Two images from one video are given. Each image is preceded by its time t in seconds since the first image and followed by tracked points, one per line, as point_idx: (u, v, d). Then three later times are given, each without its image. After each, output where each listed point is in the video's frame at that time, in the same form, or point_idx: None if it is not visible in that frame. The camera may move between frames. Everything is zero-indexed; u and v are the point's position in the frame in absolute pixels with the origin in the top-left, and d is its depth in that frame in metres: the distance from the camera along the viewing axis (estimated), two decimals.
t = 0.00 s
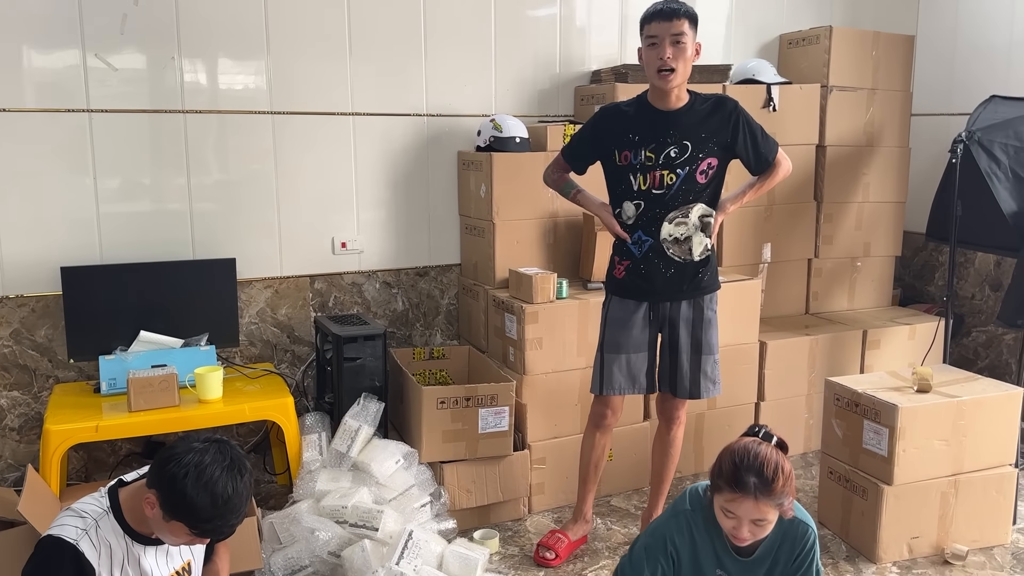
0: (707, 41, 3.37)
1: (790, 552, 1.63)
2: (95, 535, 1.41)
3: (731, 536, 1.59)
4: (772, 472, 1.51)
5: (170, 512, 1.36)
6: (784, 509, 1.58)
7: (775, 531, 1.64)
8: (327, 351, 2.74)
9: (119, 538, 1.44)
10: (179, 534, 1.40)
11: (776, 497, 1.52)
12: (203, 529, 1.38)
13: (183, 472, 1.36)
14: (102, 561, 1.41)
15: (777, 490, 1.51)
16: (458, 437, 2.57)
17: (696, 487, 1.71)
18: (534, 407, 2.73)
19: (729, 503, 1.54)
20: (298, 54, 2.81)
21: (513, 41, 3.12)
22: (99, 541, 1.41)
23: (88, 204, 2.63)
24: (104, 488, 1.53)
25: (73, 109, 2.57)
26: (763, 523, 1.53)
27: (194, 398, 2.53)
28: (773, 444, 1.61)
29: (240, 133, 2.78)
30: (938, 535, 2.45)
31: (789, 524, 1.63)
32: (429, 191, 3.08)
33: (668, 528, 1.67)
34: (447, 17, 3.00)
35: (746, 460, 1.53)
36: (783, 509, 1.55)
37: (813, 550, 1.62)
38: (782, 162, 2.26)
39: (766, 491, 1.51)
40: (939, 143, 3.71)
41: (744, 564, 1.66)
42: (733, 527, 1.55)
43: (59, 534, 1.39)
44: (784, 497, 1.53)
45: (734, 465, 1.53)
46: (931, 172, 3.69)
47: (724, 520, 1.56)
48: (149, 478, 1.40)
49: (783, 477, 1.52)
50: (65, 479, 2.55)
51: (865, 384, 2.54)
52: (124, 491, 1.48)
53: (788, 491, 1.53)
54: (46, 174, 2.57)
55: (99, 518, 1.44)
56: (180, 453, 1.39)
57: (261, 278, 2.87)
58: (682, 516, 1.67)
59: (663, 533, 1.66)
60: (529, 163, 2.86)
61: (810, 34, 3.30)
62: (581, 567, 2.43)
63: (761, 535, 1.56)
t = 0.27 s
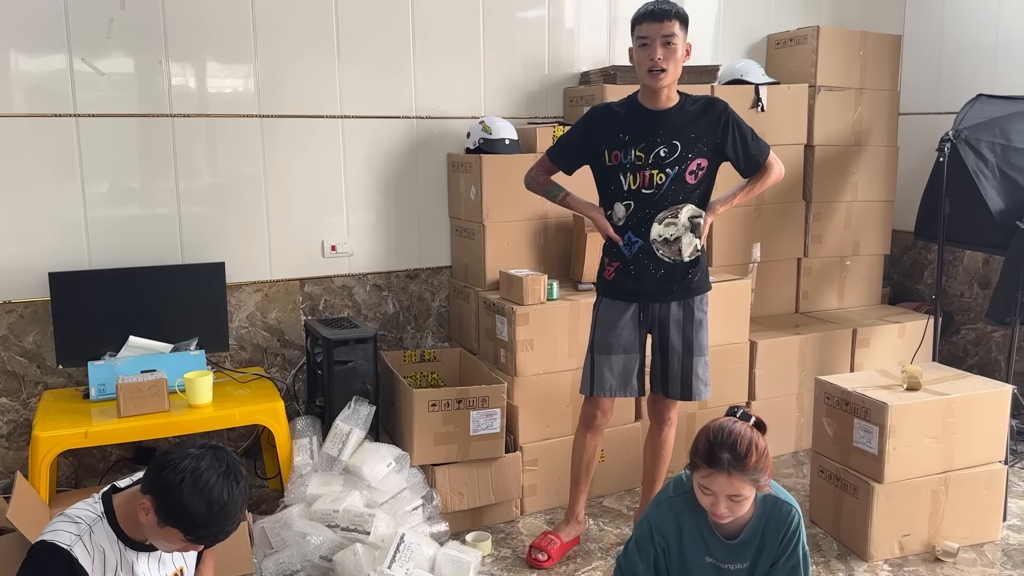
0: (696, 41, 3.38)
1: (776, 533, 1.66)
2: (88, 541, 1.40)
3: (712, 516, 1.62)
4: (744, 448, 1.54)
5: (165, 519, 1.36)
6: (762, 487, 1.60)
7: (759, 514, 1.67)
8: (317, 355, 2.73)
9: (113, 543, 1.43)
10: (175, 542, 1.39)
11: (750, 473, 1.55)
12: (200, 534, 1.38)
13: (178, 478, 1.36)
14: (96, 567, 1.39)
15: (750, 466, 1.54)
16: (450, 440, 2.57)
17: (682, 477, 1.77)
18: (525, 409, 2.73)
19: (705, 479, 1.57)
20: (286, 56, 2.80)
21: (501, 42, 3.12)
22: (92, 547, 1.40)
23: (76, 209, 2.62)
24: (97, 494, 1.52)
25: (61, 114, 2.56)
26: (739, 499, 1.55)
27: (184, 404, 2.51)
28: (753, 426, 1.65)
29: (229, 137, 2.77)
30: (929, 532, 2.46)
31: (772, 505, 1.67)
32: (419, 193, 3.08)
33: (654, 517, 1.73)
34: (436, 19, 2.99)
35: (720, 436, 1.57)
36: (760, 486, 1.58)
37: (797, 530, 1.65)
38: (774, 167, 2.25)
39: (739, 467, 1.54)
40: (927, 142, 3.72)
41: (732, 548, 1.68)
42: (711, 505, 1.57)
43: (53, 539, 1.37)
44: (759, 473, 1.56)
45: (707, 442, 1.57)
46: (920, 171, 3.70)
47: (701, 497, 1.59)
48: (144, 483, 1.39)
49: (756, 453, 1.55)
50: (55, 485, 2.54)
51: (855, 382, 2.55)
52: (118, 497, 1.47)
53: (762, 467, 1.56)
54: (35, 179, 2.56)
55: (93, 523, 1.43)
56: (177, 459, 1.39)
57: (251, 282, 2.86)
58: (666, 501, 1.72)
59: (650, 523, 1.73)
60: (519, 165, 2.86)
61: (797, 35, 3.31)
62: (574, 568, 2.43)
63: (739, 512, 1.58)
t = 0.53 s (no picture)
0: (681, 46, 3.40)
1: (760, 529, 1.69)
2: (78, 550, 1.40)
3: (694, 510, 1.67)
4: (720, 440, 1.61)
5: (159, 527, 1.35)
6: (740, 480, 1.66)
7: (743, 510, 1.70)
8: (304, 362, 2.72)
9: (102, 553, 1.42)
10: (168, 551, 1.38)
11: (726, 465, 1.61)
12: (194, 543, 1.37)
13: (172, 486, 1.36)
14: None
15: (726, 458, 1.60)
16: (438, 446, 2.57)
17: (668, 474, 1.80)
18: (514, 414, 2.73)
19: (683, 472, 1.63)
20: (271, 63, 2.80)
21: (487, 48, 3.13)
22: (82, 556, 1.40)
23: (60, 217, 2.60)
24: (88, 503, 1.51)
25: (45, 122, 2.54)
26: (718, 492, 1.61)
27: (171, 412, 2.50)
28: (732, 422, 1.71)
29: (214, 144, 2.76)
30: (915, 533, 2.48)
31: (755, 501, 1.70)
32: (406, 199, 3.08)
33: (641, 512, 1.76)
34: (421, 25, 3.00)
35: (697, 431, 1.64)
36: (737, 479, 1.63)
37: (780, 525, 1.67)
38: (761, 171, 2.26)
39: (716, 460, 1.60)
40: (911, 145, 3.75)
41: (716, 543, 1.71)
42: (692, 497, 1.63)
43: (42, 548, 1.38)
44: (736, 466, 1.62)
45: (685, 437, 1.64)
46: (903, 173, 3.73)
47: (681, 490, 1.65)
48: (136, 492, 1.38)
49: (732, 446, 1.61)
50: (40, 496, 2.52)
51: (840, 384, 2.56)
52: (108, 506, 1.46)
53: (739, 460, 1.62)
54: (20, 187, 2.54)
55: (83, 532, 1.42)
56: (171, 467, 1.38)
57: (237, 290, 2.85)
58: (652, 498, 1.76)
59: (636, 518, 1.76)
60: (505, 171, 2.87)
61: (781, 39, 3.34)
62: (563, 573, 2.43)
63: (719, 504, 1.64)
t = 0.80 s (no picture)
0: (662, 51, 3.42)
1: (739, 529, 1.70)
2: (60, 557, 1.39)
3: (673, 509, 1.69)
4: (695, 440, 1.62)
5: (143, 532, 1.36)
6: (717, 480, 1.67)
7: (723, 509, 1.71)
8: (286, 369, 2.71)
9: (85, 561, 1.41)
10: (151, 555, 1.39)
11: (702, 464, 1.62)
12: (178, 548, 1.38)
13: (155, 490, 1.37)
14: None
15: (701, 457, 1.61)
16: (422, 452, 2.56)
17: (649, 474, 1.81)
18: (497, 419, 2.73)
19: (660, 471, 1.64)
20: (253, 69, 2.79)
21: (469, 54, 3.13)
22: (64, 564, 1.39)
23: (39, 225, 2.58)
24: (71, 511, 1.51)
25: (23, 128, 2.52)
26: (693, 491, 1.62)
27: (152, 420, 2.48)
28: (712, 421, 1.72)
29: (196, 150, 2.75)
30: (896, 534, 2.50)
31: (735, 502, 1.71)
32: (389, 205, 3.07)
33: (622, 511, 1.77)
34: (403, 31, 3.00)
35: (673, 430, 1.65)
36: (714, 478, 1.64)
37: (760, 524, 1.69)
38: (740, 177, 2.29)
39: (690, 459, 1.61)
40: (890, 149, 3.79)
41: (696, 542, 1.72)
42: (668, 496, 1.64)
43: (24, 555, 1.37)
44: (712, 466, 1.63)
45: (662, 436, 1.65)
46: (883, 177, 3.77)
47: (658, 489, 1.66)
48: (120, 497, 1.40)
49: (707, 446, 1.62)
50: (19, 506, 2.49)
51: (821, 387, 2.58)
52: (92, 514, 1.46)
53: (715, 459, 1.63)
54: None
55: (65, 539, 1.42)
56: (153, 471, 1.40)
57: (219, 296, 2.84)
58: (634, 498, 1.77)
59: (617, 518, 1.77)
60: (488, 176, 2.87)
61: (760, 45, 3.36)
62: None
63: (696, 503, 1.64)
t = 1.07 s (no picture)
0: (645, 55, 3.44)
1: (723, 523, 1.70)
2: (44, 561, 1.43)
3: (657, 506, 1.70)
4: (674, 435, 1.64)
5: (130, 534, 1.40)
6: (698, 475, 1.68)
7: (706, 504, 1.72)
8: (270, 373, 2.70)
9: (69, 566, 1.45)
10: (138, 559, 1.43)
11: (681, 458, 1.64)
12: (166, 550, 1.42)
13: (143, 492, 1.41)
14: None
15: (680, 451, 1.64)
16: (407, 455, 2.56)
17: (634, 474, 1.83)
18: (483, 422, 2.74)
19: (641, 467, 1.67)
20: (236, 72, 2.78)
21: (453, 57, 3.13)
22: (49, 568, 1.43)
23: (20, 229, 2.56)
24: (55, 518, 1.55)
25: (3, 132, 2.51)
26: (674, 485, 1.63)
27: (135, 426, 2.46)
28: (693, 417, 1.74)
29: (179, 154, 2.74)
30: (879, 534, 2.52)
31: (718, 496, 1.72)
32: (373, 208, 3.07)
33: (607, 510, 1.78)
34: (387, 34, 3.00)
35: (653, 425, 1.67)
36: (694, 473, 1.66)
37: (743, 518, 1.69)
38: (722, 175, 2.27)
39: (669, 453, 1.64)
40: (872, 151, 3.82)
41: (681, 538, 1.73)
42: (650, 491, 1.66)
43: (9, 560, 1.41)
44: (692, 460, 1.64)
45: (642, 432, 1.68)
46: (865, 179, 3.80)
47: (640, 485, 1.68)
48: (107, 501, 1.44)
49: (686, 440, 1.64)
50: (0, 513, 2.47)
51: (803, 388, 2.60)
52: (76, 520, 1.50)
53: (693, 453, 1.65)
54: None
55: (50, 545, 1.46)
56: (142, 474, 1.44)
57: (202, 300, 2.82)
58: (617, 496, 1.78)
59: (603, 517, 1.78)
60: (472, 179, 2.87)
61: (742, 48, 3.39)
62: None
63: (677, 498, 1.66)
